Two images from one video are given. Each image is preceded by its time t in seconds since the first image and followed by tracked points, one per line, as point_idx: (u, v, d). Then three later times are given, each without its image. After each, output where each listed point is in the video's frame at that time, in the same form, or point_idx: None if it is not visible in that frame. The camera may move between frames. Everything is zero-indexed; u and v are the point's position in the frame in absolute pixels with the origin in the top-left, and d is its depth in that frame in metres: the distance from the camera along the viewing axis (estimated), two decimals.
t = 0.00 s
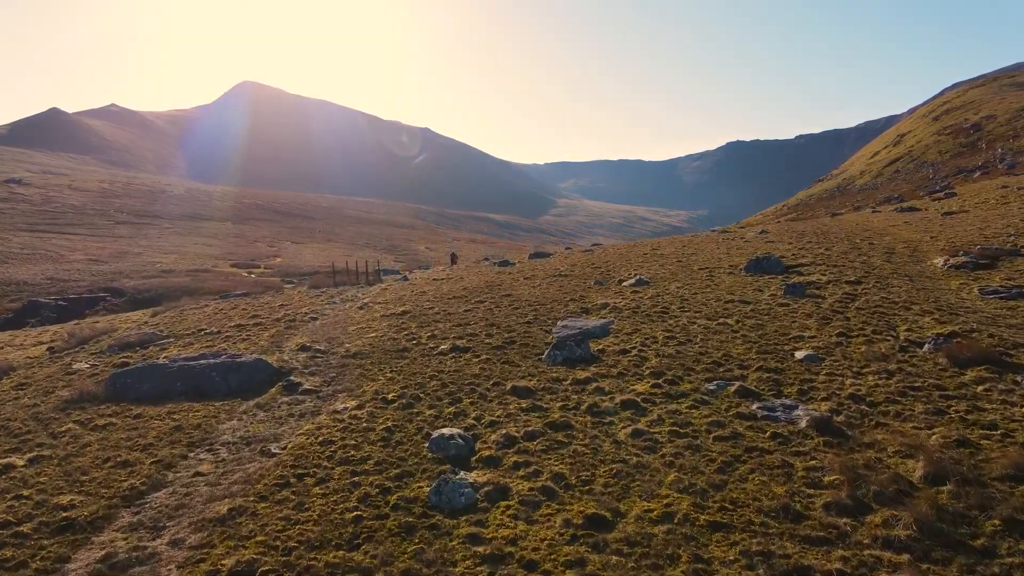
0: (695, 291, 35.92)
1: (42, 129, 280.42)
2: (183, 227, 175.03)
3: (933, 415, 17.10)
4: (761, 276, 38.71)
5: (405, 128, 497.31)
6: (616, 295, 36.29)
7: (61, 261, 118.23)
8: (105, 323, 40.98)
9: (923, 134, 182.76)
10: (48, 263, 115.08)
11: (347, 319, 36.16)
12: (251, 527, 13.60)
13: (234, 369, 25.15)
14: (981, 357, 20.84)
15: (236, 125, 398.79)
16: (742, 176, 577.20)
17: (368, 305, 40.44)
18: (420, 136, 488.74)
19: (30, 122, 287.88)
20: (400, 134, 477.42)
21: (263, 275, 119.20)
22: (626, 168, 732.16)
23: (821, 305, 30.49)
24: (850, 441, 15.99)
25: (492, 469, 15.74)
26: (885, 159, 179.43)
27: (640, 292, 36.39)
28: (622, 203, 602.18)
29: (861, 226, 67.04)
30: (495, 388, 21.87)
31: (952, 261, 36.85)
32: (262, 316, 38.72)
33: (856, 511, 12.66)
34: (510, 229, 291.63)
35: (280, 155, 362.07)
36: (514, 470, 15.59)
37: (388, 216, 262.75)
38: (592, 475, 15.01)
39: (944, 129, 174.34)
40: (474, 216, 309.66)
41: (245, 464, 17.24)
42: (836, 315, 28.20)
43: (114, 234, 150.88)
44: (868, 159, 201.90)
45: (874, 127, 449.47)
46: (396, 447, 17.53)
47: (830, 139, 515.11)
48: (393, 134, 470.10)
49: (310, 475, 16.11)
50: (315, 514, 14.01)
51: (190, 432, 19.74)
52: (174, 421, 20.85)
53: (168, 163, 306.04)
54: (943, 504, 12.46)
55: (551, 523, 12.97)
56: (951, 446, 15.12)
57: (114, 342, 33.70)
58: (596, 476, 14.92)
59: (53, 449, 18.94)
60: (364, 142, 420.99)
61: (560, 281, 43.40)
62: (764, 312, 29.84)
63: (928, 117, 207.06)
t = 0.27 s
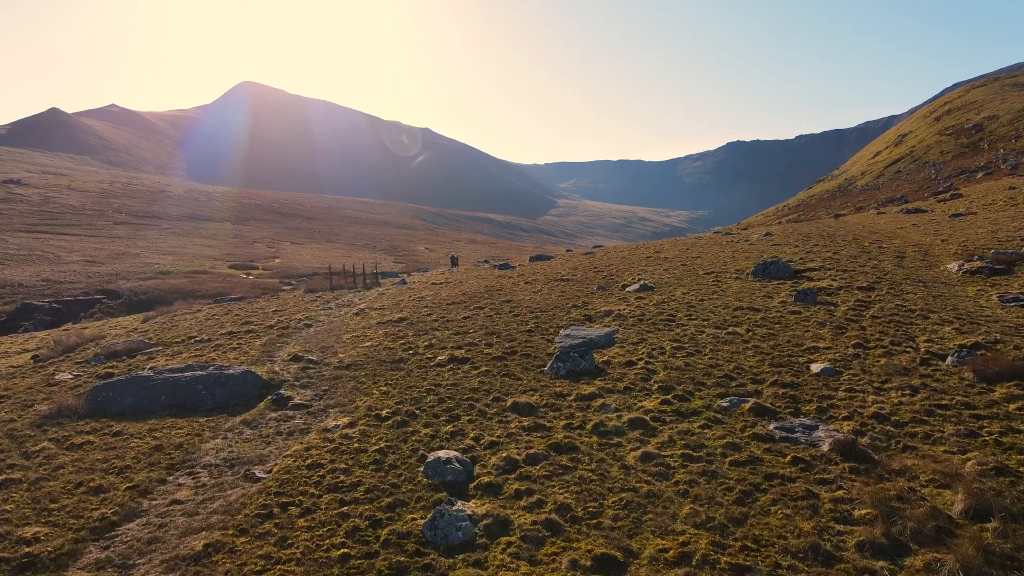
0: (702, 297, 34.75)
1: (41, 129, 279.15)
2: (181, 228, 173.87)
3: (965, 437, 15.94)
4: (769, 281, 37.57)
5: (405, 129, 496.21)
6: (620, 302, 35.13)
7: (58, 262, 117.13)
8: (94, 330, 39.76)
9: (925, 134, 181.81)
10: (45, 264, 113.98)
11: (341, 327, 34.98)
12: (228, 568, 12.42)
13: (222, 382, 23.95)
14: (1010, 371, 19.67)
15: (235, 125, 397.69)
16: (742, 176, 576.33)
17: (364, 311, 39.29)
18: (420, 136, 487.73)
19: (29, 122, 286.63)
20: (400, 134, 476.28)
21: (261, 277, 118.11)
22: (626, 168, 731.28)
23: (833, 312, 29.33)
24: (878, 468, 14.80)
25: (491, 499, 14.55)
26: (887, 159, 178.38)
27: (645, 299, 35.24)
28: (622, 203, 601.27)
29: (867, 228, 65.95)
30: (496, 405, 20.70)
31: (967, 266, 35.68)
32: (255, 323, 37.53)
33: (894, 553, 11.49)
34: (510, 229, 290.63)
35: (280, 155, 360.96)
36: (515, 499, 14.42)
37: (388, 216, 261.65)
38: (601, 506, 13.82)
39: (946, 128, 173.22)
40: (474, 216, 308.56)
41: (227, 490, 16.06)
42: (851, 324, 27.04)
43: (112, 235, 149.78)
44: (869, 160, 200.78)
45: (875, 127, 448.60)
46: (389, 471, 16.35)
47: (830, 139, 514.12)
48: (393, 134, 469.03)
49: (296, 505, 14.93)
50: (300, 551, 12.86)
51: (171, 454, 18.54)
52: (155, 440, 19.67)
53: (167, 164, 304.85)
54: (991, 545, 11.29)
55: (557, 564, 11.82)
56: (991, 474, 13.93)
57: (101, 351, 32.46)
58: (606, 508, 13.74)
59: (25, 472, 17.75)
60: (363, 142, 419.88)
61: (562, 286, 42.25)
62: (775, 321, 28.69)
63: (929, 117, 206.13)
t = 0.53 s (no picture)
0: (710, 303, 33.58)
1: (39, 129, 277.83)
2: (180, 228, 172.59)
3: (1005, 465, 14.72)
4: (778, 287, 36.42)
5: (404, 129, 494.90)
6: (625, 308, 33.94)
7: (54, 264, 115.87)
8: (83, 337, 38.50)
9: (926, 135, 180.66)
10: (41, 265, 112.67)
11: (336, 335, 33.80)
12: None
13: (207, 397, 22.81)
14: None
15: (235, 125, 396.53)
16: (742, 177, 575.13)
17: (360, 317, 38.08)
18: (419, 136, 486.41)
19: (28, 122, 285.26)
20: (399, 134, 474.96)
21: (259, 278, 116.89)
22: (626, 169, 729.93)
23: (847, 321, 28.16)
24: (912, 500, 13.62)
25: (492, 536, 13.33)
26: (889, 159, 177.06)
27: (650, 305, 34.06)
28: (622, 203, 600.16)
29: (873, 230, 64.76)
30: (496, 423, 19.54)
31: (982, 271, 34.51)
32: (247, 330, 36.34)
33: None
34: (510, 230, 289.36)
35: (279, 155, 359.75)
36: (518, 537, 13.21)
37: (387, 216, 260.35)
38: (612, 546, 12.67)
39: (949, 129, 171.86)
40: (475, 217, 307.41)
41: (205, 520, 14.86)
42: (867, 334, 25.85)
43: (111, 236, 148.53)
44: (870, 160, 199.41)
45: (875, 127, 447.34)
46: (380, 500, 15.16)
47: (831, 139, 512.90)
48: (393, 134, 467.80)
49: (277, 540, 13.70)
50: None
51: (149, 477, 17.35)
52: (134, 462, 18.49)
53: (167, 164, 303.57)
54: None
55: None
56: None
57: (86, 360, 31.21)
58: (618, 548, 12.58)
59: None
60: (363, 142, 418.70)
61: (564, 291, 41.12)
62: (787, 330, 27.51)
63: (931, 117, 204.96)
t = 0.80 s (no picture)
0: (718, 310, 32.42)
1: (38, 129, 276.54)
2: (179, 229, 171.28)
3: None
4: (787, 293, 35.27)
5: (404, 128, 493.73)
6: (630, 316, 32.74)
7: (51, 265, 114.52)
8: (69, 345, 37.27)
9: (928, 135, 179.73)
10: (37, 267, 111.46)
11: (331, 343, 32.61)
12: None
13: (192, 413, 21.65)
14: None
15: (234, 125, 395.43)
16: (742, 177, 574.27)
17: (356, 324, 36.87)
18: (419, 136, 485.39)
19: (26, 122, 283.94)
20: (399, 134, 474.03)
21: (257, 280, 115.59)
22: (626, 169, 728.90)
23: (863, 330, 27.01)
24: (950, 536, 12.47)
25: None
26: (890, 159, 176.05)
27: (656, 312, 32.90)
28: (622, 203, 599.04)
29: (879, 233, 63.62)
30: (496, 444, 18.40)
31: (1000, 277, 33.37)
32: (239, 338, 35.11)
33: None
34: (510, 230, 288.33)
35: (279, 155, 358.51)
36: None
37: (387, 216, 259.20)
38: None
39: (950, 129, 170.85)
40: (475, 217, 306.42)
41: (180, 557, 13.65)
42: (886, 345, 24.65)
43: (109, 237, 147.22)
44: (871, 160, 198.39)
45: (876, 127, 446.48)
46: (371, 533, 14.00)
47: (831, 139, 512.24)
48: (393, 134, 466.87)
49: None
50: None
51: (124, 505, 16.16)
52: (110, 487, 17.33)
53: (166, 164, 302.29)
54: None
55: None
56: None
57: (71, 371, 30.01)
58: None
59: None
60: (363, 142, 417.57)
61: (566, 297, 39.93)
62: (800, 340, 26.32)
63: (932, 117, 204.14)
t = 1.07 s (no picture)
0: (726, 318, 31.20)
1: (38, 129, 275.27)
2: (177, 229, 170.15)
3: None
4: (796, 299, 34.09)
5: (403, 128, 492.49)
6: (635, 325, 31.54)
7: (47, 266, 113.26)
8: (56, 352, 36.04)
9: (929, 134, 178.65)
10: (33, 268, 110.38)
11: (325, 352, 31.38)
12: None
13: (174, 431, 20.45)
14: None
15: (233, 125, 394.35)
16: (742, 177, 573.24)
17: (351, 332, 35.65)
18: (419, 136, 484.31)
19: (25, 121, 282.02)
20: (399, 134, 472.89)
21: (254, 282, 114.42)
22: (626, 168, 727.70)
23: (880, 340, 25.79)
24: None
25: None
26: (891, 160, 175.05)
27: (662, 320, 31.72)
28: (622, 203, 597.94)
29: (885, 235, 62.51)
30: (496, 467, 17.19)
31: (1018, 283, 32.17)
32: (231, 346, 33.87)
33: None
34: (510, 230, 287.19)
35: (279, 155, 357.31)
36: None
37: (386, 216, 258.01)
38: None
39: (951, 128, 169.80)
40: (475, 217, 305.35)
41: None
42: (905, 358, 23.43)
43: (107, 238, 146.02)
44: (872, 160, 197.29)
45: (876, 127, 445.47)
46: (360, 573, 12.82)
47: (831, 139, 511.25)
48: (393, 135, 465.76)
49: None
50: None
51: (93, 538, 15.01)
52: (81, 515, 16.17)
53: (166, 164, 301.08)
54: None
55: None
56: None
57: (53, 381, 28.77)
58: None
59: None
60: (362, 142, 416.59)
61: (568, 303, 38.77)
62: (814, 352, 25.13)
63: (933, 117, 203.19)
